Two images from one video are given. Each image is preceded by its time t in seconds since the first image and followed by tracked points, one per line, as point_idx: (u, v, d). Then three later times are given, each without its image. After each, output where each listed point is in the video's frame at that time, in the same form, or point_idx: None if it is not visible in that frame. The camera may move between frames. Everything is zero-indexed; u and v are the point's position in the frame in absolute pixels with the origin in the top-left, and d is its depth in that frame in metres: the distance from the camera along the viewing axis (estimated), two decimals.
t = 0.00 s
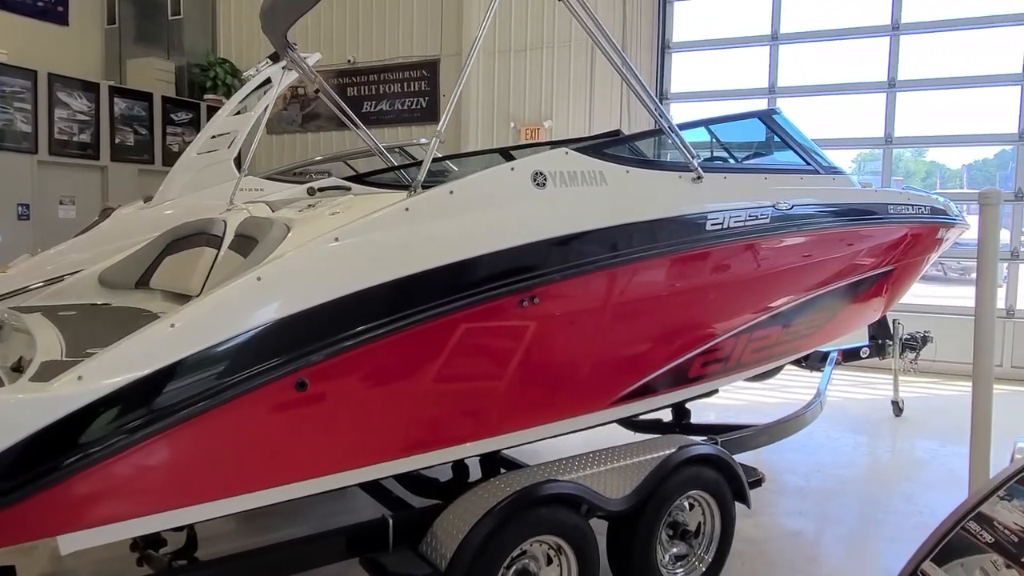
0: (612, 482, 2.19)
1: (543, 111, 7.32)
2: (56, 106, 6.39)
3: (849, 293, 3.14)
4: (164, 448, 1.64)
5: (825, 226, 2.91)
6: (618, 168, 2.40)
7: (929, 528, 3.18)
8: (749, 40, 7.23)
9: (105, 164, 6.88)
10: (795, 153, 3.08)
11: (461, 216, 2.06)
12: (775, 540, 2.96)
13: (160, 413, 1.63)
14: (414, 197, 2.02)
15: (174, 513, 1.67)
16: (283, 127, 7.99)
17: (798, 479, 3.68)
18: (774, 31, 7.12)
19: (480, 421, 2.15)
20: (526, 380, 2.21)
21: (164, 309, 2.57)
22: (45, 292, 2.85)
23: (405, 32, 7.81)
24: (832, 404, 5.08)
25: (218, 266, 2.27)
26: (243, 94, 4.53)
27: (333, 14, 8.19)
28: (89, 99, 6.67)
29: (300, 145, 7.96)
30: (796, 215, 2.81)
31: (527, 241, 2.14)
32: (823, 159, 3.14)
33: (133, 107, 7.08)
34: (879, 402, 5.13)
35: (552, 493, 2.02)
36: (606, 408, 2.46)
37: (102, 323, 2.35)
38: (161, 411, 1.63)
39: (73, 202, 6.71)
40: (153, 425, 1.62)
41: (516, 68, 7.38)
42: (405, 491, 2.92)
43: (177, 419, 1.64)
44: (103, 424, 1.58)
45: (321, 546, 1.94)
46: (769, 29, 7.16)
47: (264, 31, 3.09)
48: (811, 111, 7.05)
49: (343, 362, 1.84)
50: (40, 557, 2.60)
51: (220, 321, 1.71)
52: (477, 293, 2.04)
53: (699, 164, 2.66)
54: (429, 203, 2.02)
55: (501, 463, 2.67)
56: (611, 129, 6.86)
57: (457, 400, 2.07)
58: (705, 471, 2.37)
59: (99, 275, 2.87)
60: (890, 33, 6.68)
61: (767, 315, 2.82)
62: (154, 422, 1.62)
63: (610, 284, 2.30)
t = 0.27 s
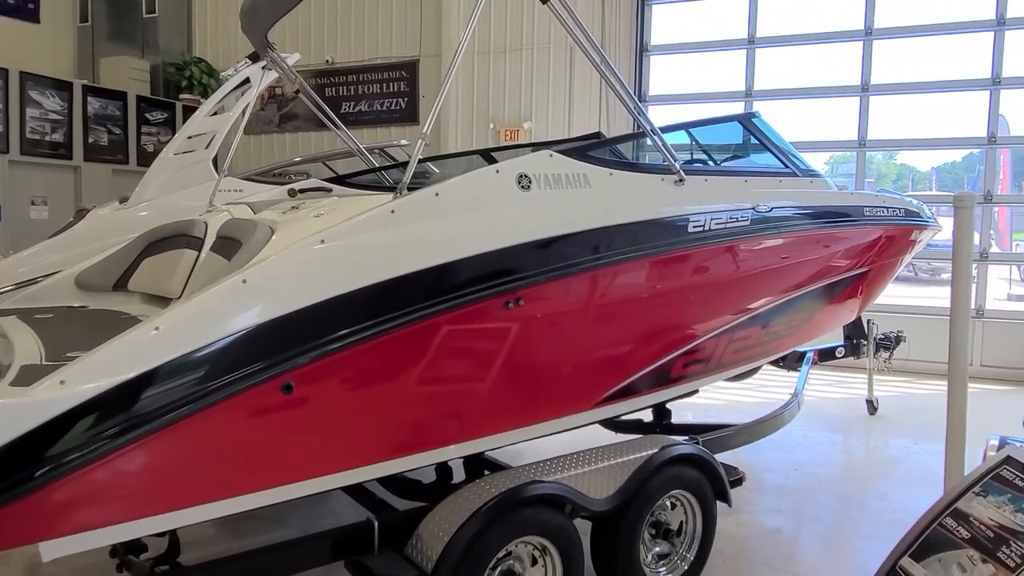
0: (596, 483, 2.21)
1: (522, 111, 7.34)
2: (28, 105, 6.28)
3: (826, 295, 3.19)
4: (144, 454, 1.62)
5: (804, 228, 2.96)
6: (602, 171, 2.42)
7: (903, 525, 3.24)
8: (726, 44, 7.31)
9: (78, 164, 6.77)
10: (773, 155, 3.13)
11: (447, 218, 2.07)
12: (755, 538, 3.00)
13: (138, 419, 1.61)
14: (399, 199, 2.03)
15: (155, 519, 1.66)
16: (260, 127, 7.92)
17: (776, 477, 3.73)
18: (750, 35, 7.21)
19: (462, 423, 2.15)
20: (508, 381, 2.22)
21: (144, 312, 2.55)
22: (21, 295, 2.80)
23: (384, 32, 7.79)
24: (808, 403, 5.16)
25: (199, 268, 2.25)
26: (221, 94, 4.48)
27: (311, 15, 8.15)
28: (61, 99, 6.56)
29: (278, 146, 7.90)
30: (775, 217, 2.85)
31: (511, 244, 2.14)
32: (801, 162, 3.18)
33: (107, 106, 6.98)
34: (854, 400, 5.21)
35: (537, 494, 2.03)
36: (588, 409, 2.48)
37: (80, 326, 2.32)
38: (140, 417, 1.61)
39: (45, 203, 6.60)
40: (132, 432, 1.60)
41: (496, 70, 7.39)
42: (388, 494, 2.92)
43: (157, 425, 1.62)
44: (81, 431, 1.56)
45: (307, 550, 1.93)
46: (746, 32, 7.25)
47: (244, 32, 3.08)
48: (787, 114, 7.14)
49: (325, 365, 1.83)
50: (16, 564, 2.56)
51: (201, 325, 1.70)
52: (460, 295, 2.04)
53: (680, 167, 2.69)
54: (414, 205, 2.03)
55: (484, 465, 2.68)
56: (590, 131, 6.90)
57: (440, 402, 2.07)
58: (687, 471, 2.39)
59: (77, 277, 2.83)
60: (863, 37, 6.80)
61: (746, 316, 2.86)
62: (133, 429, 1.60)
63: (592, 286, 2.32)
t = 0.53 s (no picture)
0: (587, 482, 2.23)
1: (511, 112, 7.35)
2: (12, 104, 6.22)
3: (813, 296, 3.22)
4: (134, 458, 1.61)
5: (791, 230, 2.99)
6: (593, 173, 2.44)
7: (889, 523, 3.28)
8: (714, 46, 7.35)
9: (63, 164, 6.71)
10: (762, 157, 3.16)
11: (441, 220, 2.08)
12: (744, 537, 3.02)
13: (128, 424, 1.60)
14: (393, 201, 2.03)
15: (146, 521, 1.65)
16: (248, 127, 7.89)
17: (764, 476, 3.77)
18: (738, 38, 7.26)
19: (453, 424, 2.16)
20: (498, 383, 2.24)
21: (133, 313, 2.54)
22: (9, 296, 2.78)
23: (373, 32, 7.78)
24: (794, 402, 5.21)
25: (191, 270, 2.25)
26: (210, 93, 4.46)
27: (300, 14, 8.13)
28: (46, 97, 6.50)
29: (266, 146, 7.86)
30: (763, 219, 2.88)
31: (502, 246, 2.15)
32: (789, 164, 3.22)
33: (93, 105, 6.93)
34: (840, 400, 5.26)
35: (529, 494, 2.04)
36: (578, 410, 2.50)
37: (71, 328, 2.31)
38: (130, 421, 1.61)
39: (30, 203, 6.54)
40: (122, 436, 1.59)
41: (485, 71, 7.40)
42: (379, 495, 2.92)
43: (145, 429, 1.62)
44: (70, 436, 1.55)
45: (300, 551, 1.93)
46: (733, 35, 7.29)
47: (235, 32, 3.07)
48: (774, 116, 7.20)
49: (316, 368, 1.84)
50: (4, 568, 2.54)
51: (191, 329, 1.70)
52: (451, 297, 2.05)
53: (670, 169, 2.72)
54: (408, 207, 2.03)
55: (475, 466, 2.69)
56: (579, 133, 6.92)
57: (431, 403, 2.08)
58: (677, 470, 2.42)
59: (65, 278, 2.81)
60: (849, 40, 6.86)
61: (734, 318, 2.89)
62: (123, 433, 1.60)
63: (583, 287, 2.33)
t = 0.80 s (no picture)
0: (585, 482, 2.24)
1: (507, 113, 7.36)
2: (6, 104, 6.17)
3: (808, 297, 3.24)
4: (132, 460, 1.62)
5: (787, 231, 3.01)
6: (591, 174, 2.45)
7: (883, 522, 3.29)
8: (709, 47, 7.37)
9: (57, 164, 6.69)
10: (757, 159, 3.17)
11: (440, 221, 2.09)
12: (740, 536, 3.04)
13: (125, 426, 1.60)
14: (392, 203, 2.04)
15: (144, 523, 1.65)
16: (243, 127, 7.87)
17: (759, 476, 3.78)
18: (733, 39, 7.28)
19: (450, 425, 2.17)
20: (495, 383, 2.24)
21: (130, 314, 2.54)
22: (5, 296, 2.77)
23: (368, 33, 7.77)
24: (789, 402, 5.23)
25: (190, 270, 2.26)
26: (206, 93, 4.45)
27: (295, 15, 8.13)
28: (40, 97, 6.47)
29: (261, 146, 7.85)
30: (759, 220, 2.90)
31: (500, 247, 2.16)
32: (785, 166, 3.23)
33: (87, 105, 6.90)
34: (834, 400, 5.28)
35: (527, 494, 2.05)
36: (575, 410, 2.51)
37: (68, 329, 2.31)
38: (127, 424, 1.61)
39: (24, 203, 6.51)
40: (119, 439, 1.60)
41: (480, 71, 7.41)
42: (376, 495, 2.92)
43: (143, 432, 1.62)
44: (68, 438, 1.55)
45: (299, 552, 1.94)
46: (728, 36, 7.31)
47: (231, 33, 3.07)
48: (769, 117, 7.23)
49: (314, 369, 1.84)
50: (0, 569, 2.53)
51: (188, 331, 1.70)
52: (449, 299, 2.06)
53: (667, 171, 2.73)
54: (407, 208, 2.04)
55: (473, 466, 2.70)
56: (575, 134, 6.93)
57: (428, 405, 2.09)
58: (674, 470, 2.43)
59: (62, 279, 2.81)
60: (844, 42, 6.90)
61: (730, 319, 2.90)
62: (120, 436, 1.60)
63: (580, 288, 2.34)
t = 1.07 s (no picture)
0: (583, 483, 2.24)
1: (504, 114, 7.36)
2: (2, 105, 6.17)
3: (804, 298, 3.25)
4: (130, 462, 1.62)
5: (783, 232, 3.01)
6: (589, 176, 2.46)
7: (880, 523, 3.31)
8: (705, 48, 7.39)
9: (53, 164, 6.67)
10: (754, 160, 3.19)
11: (438, 223, 2.09)
12: (737, 536, 3.05)
13: (123, 428, 1.60)
14: (391, 204, 2.05)
15: (142, 524, 1.66)
16: (239, 128, 7.87)
17: (756, 476, 3.80)
18: (729, 40, 7.30)
19: (448, 426, 2.17)
20: (493, 384, 2.25)
21: (129, 315, 2.54)
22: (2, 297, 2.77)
23: (365, 33, 7.78)
24: (786, 403, 5.24)
25: (189, 272, 2.26)
26: (202, 94, 4.44)
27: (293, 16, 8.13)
28: (36, 97, 6.45)
29: (258, 147, 7.85)
30: (756, 222, 2.91)
31: (499, 248, 2.17)
32: (782, 168, 3.25)
33: (83, 105, 6.89)
34: (831, 401, 5.30)
35: (525, 494, 2.05)
36: (573, 411, 2.51)
37: (67, 330, 2.31)
38: (125, 426, 1.61)
39: (20, 203, 6.50)
40: (116, 441, 1.60)
41: (477, 73, 7.41)
42: (375, 496, 2.93)
43: (141, 433, 1.62)
44: (66, 440, 1.55)
45: (298, 552, 1.94)
46: (725, 37, 7.33)
47: (229, 33, 3.08)
48: (765, 119, 7.25)
49: (313, 370, 1.85)
50: None
51: (187, 332, 1.70)
52: (447, 300, 2.06)
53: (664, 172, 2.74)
54: (406, 209, 2.05)
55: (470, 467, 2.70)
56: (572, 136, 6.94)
57: (426, 405, 2.09)
58: (671, 471, 2.44)
59: (59, 279, 2.80)
60: (840, 44, 6.92)
61: (727, 319, 2.91)
62: (118, 438, 1.60)
63: (578, 289, 2.35)
